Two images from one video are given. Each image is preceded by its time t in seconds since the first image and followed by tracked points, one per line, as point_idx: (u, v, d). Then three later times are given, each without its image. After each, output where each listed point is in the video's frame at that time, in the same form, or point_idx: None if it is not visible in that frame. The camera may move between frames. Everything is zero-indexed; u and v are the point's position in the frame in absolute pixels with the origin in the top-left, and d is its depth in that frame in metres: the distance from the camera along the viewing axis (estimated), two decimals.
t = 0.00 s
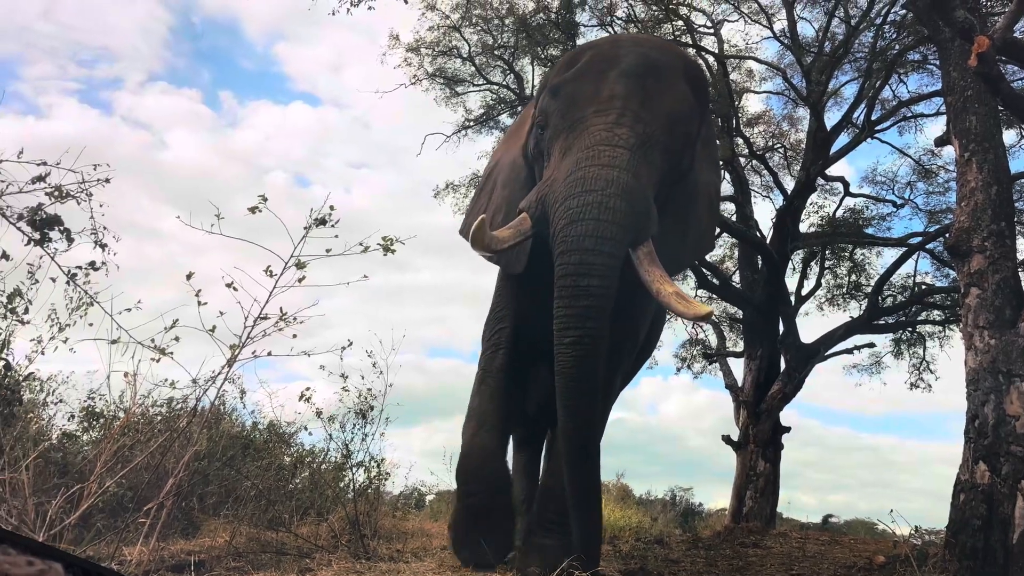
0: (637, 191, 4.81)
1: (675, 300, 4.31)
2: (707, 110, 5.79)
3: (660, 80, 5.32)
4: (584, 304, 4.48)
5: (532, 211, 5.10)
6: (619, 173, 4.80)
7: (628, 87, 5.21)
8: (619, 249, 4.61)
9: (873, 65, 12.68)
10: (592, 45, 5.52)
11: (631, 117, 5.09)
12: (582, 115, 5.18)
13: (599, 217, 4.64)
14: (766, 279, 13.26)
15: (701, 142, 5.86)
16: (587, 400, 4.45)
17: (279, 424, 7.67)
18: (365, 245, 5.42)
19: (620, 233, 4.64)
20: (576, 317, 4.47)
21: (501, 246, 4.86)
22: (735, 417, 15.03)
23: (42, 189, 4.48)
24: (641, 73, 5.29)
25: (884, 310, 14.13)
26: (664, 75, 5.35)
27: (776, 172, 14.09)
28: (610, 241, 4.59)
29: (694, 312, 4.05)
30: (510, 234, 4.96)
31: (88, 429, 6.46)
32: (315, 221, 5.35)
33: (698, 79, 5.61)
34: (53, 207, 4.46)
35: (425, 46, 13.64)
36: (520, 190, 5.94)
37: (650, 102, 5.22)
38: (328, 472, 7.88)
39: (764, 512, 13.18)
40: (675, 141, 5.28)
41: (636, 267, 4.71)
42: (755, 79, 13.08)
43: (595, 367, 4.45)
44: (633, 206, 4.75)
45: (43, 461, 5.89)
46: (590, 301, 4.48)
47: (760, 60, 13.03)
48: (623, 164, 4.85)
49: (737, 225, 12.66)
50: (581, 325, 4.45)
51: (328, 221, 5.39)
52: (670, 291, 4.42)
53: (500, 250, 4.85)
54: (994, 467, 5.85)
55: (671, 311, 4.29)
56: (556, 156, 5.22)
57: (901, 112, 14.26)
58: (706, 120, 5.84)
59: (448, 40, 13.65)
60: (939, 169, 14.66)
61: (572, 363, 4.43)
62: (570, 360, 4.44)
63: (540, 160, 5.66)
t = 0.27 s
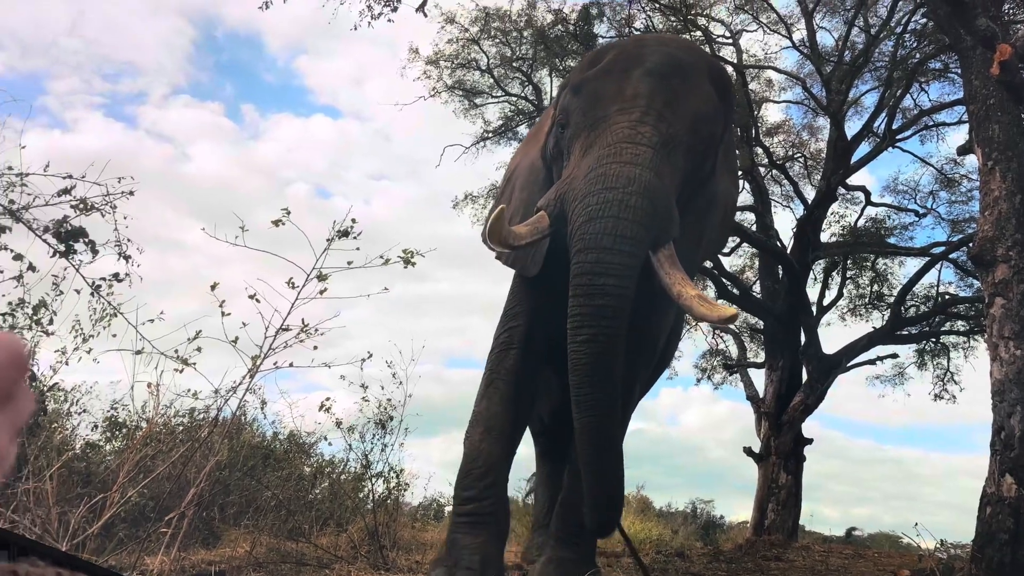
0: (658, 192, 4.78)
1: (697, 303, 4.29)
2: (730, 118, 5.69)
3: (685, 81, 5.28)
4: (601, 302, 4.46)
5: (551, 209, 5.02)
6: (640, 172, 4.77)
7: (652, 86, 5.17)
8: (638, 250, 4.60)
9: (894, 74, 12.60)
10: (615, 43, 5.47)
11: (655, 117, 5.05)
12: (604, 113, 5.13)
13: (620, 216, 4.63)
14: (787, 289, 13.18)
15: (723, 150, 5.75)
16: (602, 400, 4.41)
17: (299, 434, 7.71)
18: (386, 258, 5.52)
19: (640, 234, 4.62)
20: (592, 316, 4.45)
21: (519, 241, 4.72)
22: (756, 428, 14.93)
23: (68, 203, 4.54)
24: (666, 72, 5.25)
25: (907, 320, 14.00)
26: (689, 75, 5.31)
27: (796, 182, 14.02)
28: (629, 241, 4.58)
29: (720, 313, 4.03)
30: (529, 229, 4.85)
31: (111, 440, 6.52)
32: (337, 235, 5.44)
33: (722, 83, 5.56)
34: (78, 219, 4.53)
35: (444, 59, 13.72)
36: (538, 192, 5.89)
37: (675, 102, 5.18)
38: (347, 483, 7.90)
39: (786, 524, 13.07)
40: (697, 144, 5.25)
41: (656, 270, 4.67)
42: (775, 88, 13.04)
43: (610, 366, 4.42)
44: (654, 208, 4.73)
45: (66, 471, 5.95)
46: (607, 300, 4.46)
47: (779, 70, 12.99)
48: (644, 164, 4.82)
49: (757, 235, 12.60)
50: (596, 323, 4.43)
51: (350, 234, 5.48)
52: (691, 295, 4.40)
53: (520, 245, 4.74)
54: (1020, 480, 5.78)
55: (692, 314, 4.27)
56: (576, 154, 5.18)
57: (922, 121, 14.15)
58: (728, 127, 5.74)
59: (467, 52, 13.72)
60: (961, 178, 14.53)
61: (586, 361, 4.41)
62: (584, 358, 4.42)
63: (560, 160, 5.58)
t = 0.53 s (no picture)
0: (680, 192, 4.77)
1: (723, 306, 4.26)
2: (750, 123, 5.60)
3: (704, 82, 5.24)
4: (621, 298, 4.45)
5: (567, 212, 5.02)
6: (662, 170, 4.75)
7: (672, 85, 5.16)
8: (661, 249, 4.60)
9: (916, 86, 12.53)
10: (632, 44, 5.45)
11: (675, 116, 5.03)
12: (622, 113, 5.10)
13: (642, 213, 4.62)
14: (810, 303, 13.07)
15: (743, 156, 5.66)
16: (619, 394, 4.38)
17: (321, 449, 7.72)
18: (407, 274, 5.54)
19: (662, 232, 4.62)
20: (612, 309, 4.44)
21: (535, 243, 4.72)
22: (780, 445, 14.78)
23: (93, 220, 4.60)
24: (685, 73, 5.21)
25: (932, 334, 13.84)
26: (707, 75, 5.27)
27: (818, 195, 13.93)
28: (653, 240, 4.58)
29: (751, 314, 3.98)
30: (547, 231, 4.85)
31: (135, 455, 6.56)
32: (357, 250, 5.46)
33: (743, 86, 5.51)
34: (103, 237, 4.58)
35: (463, 76, 13.81)
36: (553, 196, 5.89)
37: (694, 101, 5.15)
38: (368, 498, 7.90)
39: (811, 542, 12.91)
40: (716, 147, 5.20)
41: (677, 272, 4.70)
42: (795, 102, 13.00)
43: (629, 360, 4.40)
44: (676, 207, 4.72)
45: (91, 486, 6.00)
46: (628, 296, 4.45)
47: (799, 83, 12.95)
48: (665, 163, 4.79)
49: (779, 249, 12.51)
50: (616, 318, 4.42)
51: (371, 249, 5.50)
52: (714, 297, 4.39)
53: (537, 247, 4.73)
54: None
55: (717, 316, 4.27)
56: (594, 154, 5.16)
57: (946, 133, 14.05)
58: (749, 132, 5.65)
59: (486, 69, 13.80)
60: (986, 191, 14.38)
61: (603, 353, 4.39)
62: (601, 351, 4.40)
63: (575, 163, 5.55)
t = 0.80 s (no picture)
0: (689, 186, 4.52)
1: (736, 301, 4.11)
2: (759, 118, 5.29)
3: (711, 75, 4.93)
4: (625, 293, 4.17)
5: (568, 209, 4.83)
6: (669, 164, 4.50)
7: (679, 76, 4.86)
8: (669, 245, 4.36)
9: (930, 95, 12.46)
10: (635, 39, 5.14)
11: (681, 108, 4.74)
12: (624, 106, 4.83)
13: (647, 207, 4.36)
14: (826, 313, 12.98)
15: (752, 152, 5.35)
16: (621, 391, 4.00)
17: (336, 463, 7.72)
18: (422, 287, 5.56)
19: (669, 228, 4.36)
20: (615, 303, 4.14)
21: (533, 241, 4.59)
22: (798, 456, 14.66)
23: (110, 236, 4.62)
24: (691, 65, 4.91)
25: (951, 344, 13.71)
26: (715, 67, 4.95)
27: (833, 204, 13.86)
28: (660, 234, 4.33)
29: (765, 306, 3.82)
30: (548, 228, 4.72)
31: (152, 469, 6.58)
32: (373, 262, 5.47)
33: (754, 80, 5.19)
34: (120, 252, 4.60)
35: (476, 89, 13.86)
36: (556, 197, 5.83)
37: (700, 93, 4.85)
38: (384, 511, 7.88)
39: (830, 555, 12.79)
40: (726, 142, 4.91)
41: (684, 268, 4.46)
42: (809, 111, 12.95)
43: (632, 356, 4.07)
44: (683, 202, 4.46)
45: (108, 500, 6.02)
46: (632, 291, 4.17)
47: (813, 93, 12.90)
48: (671, 156, 4.54)
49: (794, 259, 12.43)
50: (620, 311, 4.12)
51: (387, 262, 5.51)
52: (725, 291, 4.22)
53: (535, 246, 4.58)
54: None
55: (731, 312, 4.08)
56: (596, 151, 4.89)
57: (961, 141, 13.95)
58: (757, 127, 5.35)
59: (499, 82, 13.84)
60: (1004, 199, 14.27)
61: (606, 347, 4.05)
62: (602, 344, 4.06)
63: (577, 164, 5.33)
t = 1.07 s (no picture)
0: (677, 176, 4.17)
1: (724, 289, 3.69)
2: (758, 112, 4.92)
3: (702, 62, 4.57)
4: (605, 286, 3.80)
5: (551, 203, 4.43)
6: (655, 153, 4.16)
7: (668, 64, 4.51)
8: (655, 236, 3.99)
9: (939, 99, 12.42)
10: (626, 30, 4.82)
11: (670, 96, 4.40)
12: (609, 99, 4.49)
13: (628, 196, 4.01)
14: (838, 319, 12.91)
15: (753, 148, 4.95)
16: (603, 389, 3.66)
17: (348, 475, 7.72)
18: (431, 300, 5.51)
19: (653, 217, 3.99)
20: (592, 296, 3.79)
21: (509, 235, 4.22)
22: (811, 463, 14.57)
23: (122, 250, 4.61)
24: (680, 53, 4.56)
25: (964, 349, 13.62)
26: (707, 56, 4.60)
27: (843, 210, 13.82)
28: (645, 225, 3.96)
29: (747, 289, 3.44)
30: (527, 222, 4.35)
31: (165, 483, 6.60)
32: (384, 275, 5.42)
33: (752, 73, 4.82)
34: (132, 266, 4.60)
35: (483, 100, 13.90)
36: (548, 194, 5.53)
37: (690, 80, 4.50)
38: (396, 523, 7.88)
39: (846, 563, 12.70)
40: (720, 134, 4.54)
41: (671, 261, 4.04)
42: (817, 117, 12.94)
43: (613, 353, 3.72)
44: (669, 193, 4.10)
45: (122, 513, 6.04)
46: (613, 284, 3.80)
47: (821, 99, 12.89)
48: (657, 146, 4.19)
49: (805, 265, 12.38)
50: (599, 305, 3.77)
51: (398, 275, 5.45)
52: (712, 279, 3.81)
53: (508, 238, 4.20)
54: None
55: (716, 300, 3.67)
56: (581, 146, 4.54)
57: (971, 145, 13.90)
58: (758, 124, 4.97)
59: (506, 93, 13.88)
60: (1015, 202, 14.19)
61: (584, 343, 3.71)
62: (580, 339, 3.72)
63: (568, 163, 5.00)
